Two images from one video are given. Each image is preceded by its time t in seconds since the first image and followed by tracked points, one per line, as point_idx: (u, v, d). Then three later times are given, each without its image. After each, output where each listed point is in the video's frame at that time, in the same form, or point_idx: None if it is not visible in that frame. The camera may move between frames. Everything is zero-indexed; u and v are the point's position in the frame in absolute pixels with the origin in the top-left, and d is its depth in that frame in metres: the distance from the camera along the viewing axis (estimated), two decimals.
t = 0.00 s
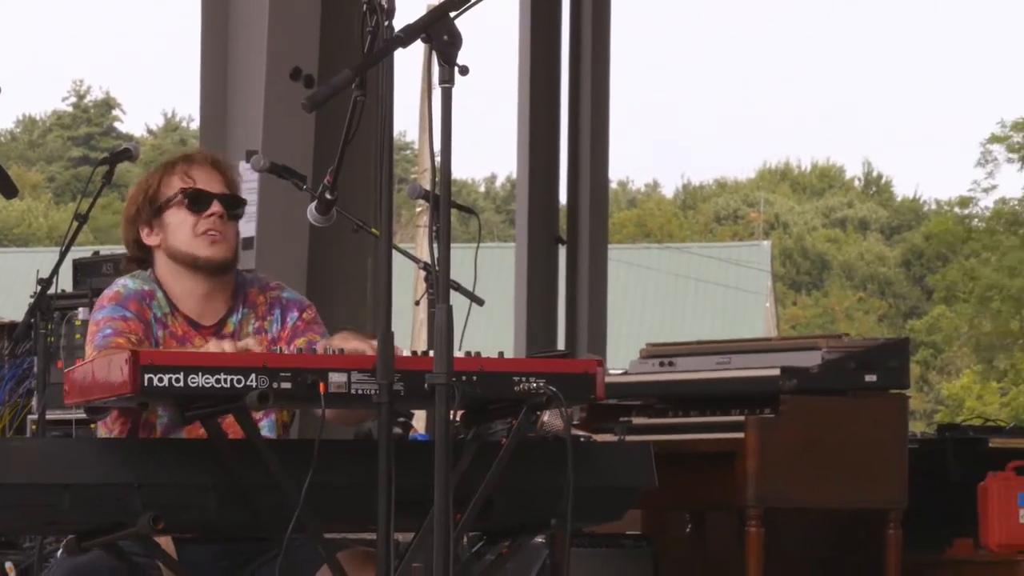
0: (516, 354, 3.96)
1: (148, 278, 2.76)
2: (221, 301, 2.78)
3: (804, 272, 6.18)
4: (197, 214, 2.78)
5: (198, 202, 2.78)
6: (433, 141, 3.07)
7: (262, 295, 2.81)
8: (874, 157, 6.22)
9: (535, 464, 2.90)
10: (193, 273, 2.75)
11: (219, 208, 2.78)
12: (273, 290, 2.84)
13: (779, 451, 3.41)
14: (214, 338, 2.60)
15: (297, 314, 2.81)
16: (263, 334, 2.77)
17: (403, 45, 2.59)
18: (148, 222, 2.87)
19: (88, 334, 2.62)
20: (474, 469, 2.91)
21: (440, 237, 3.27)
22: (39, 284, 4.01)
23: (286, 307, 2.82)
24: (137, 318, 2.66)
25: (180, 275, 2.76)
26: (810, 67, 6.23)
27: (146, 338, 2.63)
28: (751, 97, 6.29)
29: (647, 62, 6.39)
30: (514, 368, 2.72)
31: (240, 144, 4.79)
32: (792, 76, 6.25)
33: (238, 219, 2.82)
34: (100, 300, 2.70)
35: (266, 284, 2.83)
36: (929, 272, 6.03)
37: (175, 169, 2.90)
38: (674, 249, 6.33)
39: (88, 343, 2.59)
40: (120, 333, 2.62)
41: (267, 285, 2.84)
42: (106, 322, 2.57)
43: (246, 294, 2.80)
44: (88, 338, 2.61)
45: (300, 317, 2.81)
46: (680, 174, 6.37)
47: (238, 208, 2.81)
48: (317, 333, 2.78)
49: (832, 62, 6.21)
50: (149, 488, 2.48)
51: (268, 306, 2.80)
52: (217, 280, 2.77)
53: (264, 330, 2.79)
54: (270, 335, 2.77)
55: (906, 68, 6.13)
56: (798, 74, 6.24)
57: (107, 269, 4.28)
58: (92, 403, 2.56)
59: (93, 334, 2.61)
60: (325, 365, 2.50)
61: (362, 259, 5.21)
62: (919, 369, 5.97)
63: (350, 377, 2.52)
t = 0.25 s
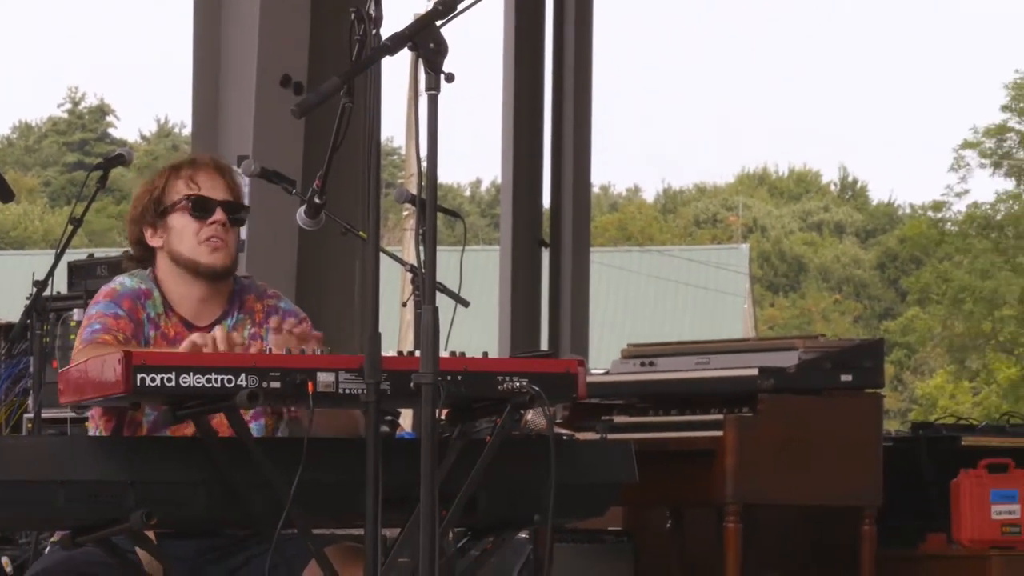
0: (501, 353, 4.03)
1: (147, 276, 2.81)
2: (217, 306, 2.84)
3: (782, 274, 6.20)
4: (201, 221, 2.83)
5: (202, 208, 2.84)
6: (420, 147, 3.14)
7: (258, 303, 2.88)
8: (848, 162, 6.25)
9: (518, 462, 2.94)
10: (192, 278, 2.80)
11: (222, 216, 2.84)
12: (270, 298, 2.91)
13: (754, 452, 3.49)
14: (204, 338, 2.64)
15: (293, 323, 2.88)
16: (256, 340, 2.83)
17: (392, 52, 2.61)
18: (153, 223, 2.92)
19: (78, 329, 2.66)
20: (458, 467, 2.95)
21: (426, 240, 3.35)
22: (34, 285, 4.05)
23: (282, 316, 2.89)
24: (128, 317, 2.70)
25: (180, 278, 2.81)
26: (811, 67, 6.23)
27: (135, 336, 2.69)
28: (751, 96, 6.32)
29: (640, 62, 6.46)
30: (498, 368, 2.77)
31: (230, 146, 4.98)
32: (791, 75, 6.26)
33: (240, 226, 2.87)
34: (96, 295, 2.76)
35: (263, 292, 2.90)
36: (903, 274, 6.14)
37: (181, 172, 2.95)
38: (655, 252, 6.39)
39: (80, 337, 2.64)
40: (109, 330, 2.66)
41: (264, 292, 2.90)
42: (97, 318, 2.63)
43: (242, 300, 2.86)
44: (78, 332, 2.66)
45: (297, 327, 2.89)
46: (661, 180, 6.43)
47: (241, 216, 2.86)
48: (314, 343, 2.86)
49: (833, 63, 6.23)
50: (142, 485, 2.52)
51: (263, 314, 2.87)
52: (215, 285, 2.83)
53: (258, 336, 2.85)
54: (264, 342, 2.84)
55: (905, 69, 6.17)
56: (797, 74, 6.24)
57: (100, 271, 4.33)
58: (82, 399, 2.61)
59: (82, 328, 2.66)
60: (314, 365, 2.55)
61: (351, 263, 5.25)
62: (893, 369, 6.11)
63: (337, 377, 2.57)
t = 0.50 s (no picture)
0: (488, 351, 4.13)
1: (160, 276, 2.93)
2: (225, 309, 2.93)
3: (758, 275, 6.44)
4: (208, 228, 2.89)
5: (209, 217, 2.90)
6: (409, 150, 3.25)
7: (263, 300, 2.98)
8: (824, 167, 6.57)
9: (506, 455, 2.96)
10: (200, 283, 2.89)
11: (228, 225, 2.89)
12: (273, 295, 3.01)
13: (736, 445, 3.61)
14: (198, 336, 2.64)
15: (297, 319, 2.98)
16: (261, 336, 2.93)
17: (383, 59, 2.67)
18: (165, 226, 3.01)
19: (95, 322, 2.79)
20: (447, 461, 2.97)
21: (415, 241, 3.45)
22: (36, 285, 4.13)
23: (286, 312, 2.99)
24: (142, 312, 2.83)
25: (188, 283, 2.90)
26: (800, 66, 6.47)
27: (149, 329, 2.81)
28: (740, 96, 6.45)
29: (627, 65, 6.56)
30: (487, 364, 2.77)
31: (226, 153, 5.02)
32: (781, 74, 6.44)
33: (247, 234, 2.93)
34: (112, 290, 2.87)
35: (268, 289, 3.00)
36: (877, 275, 6.55)
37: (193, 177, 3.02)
38: (637, 254, 6.45)
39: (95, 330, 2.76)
40: (124, 322, 2.78)
41: (267, 290, 3.00)
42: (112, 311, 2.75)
43: (248, 298, 2.97)
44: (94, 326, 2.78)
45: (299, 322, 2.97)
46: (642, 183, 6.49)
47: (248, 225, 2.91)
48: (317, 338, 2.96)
49: (820, 63, 6.49)
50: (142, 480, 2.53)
51: (267, 310, 2.97)
52: (222, 290, 2.91)
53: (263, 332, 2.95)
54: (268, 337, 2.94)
55: (903, 70, 6.55)
56: (788, 73, 6.45)
57: (100, 271, 4.41)
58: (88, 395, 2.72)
59: (98, 321, 2.78)
60: (307, 362, 2.55)
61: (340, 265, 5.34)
62: (868, 367, 6.56)
63: (330, 374, 2.57)
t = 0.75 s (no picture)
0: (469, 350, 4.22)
1: (145, 278, 3.00)
2: (211, 309, 3.01)
3: (734, 276, 6.63)
4: (197, 228, 2.98)
5: (199, 216, 2.99)
6: (392, 155, 3.32)
7: (247, 305, 3.06)
8: (798, 172, 6.68)
9: (484, 453, 3.02)
10: (188, 282, 2.97)
11: (217, 225, 2.99)
12: (258, 300, 3.09)
13: (709, 446, 3.70)
14: (183, 337, 2.71)
15: (280, 323, 3.05)
16: (244, 339, 3.01)
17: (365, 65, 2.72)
18: (152, 229, 3.09)
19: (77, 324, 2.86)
20: (427, 458, 3.03)
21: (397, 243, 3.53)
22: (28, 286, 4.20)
23: (270, 316, 3.07)
24: (125, 314, 2.90)
25: (176, 283, 2.98)
26: (800, 66, 6.60)
27: (130, 329, 2.88)
28: (742, 95, 6.61)
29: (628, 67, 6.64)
30: (465, 364, 2.82)
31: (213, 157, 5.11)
32: (781, 74, 6.59)
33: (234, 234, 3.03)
34: (97, 293, 2.96)
35: (253, 294, 3.08)
36: (848, 276, 6.64)
37: (181, 181, 3.11)
38: (616, 255, 6.69)
39: (78, 331, 2.84)
40: (105, 325, 2.86)
41: (253, 295, 3.08)
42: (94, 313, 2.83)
43: (233, 303, 3.04)
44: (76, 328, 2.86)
45: (283, 327, 3.05)
46: (620, 187, 6.66)
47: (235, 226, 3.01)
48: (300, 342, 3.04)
49: (820, 64, 6.61)
50: (129, 477, 2.60)
51: (252, 315, 3.04)
52: (209, 289, 3.00)
53: (247, 336, 3.03)
54: (252, 341, 3.01)
55: (907, 70, 6.62)
56: (788, 74, 6.59)
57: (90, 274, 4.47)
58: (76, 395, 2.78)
59: (80, 323, 2.85)
60: (293, 362, 2.62)
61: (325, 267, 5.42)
62: (839, 366, 6.66)
63: (315, 373, 2.64)
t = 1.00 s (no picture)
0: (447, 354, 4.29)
1: (123, 284, 2.96)
2: (186, 314, 2.96)
3: (705, 281, 7.16)
4: (165, 242, 2.92)
5: (166, 231, 2.93)
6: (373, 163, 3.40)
7: (225, 306, 3.00)
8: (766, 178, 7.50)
9: (463, 454, 3.07)
10: (160, 293, 2.92)
11: (184, 239, 2.92)
12: (235, 299, 3.02)
13: (683, 444, 3.80)
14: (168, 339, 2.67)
15: (257, 320, 2.99)
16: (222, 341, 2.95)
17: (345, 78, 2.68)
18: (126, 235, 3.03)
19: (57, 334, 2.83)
20: (406, 460, 3.08)
21: (378, 249, 3.60)
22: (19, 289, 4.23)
23: (247, 315, 3.01)
24: (102, 321, 2.86)
25: (149, 293, 2.93)
26: (798, 67, 7.59)
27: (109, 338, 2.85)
28: (749, 94, 7.51)
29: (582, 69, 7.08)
30: (443, 368, 2.88)
31: (198, 161, 4.98)
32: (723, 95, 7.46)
33: (205, 244, 2.96)
34: (75, 301, 2.92)
35: (230, 294, 3.02)
36: (817, 282, 7.41)
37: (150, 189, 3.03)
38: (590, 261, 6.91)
39: (56, 343, 2.79)
40: (83, 335, 2.82)
41: (230, 295, 3.02)
42: (70, 324, 2.79)
43: (210, 305, 2.99)
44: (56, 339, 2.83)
45: (262, 326, 2.99)
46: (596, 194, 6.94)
47: (204, 237, 2.94)
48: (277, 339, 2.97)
49: (814, 66, 7.63)
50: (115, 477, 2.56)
51: (229, 316, 2.98)
52: (183, 298, 2.95)
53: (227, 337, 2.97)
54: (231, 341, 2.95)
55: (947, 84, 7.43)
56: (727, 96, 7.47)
57: (78, 279, 4.53)
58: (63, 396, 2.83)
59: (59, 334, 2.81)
60: (277, 365, 2.58)
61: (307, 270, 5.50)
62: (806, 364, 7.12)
63: (298, 376, 2.60)
